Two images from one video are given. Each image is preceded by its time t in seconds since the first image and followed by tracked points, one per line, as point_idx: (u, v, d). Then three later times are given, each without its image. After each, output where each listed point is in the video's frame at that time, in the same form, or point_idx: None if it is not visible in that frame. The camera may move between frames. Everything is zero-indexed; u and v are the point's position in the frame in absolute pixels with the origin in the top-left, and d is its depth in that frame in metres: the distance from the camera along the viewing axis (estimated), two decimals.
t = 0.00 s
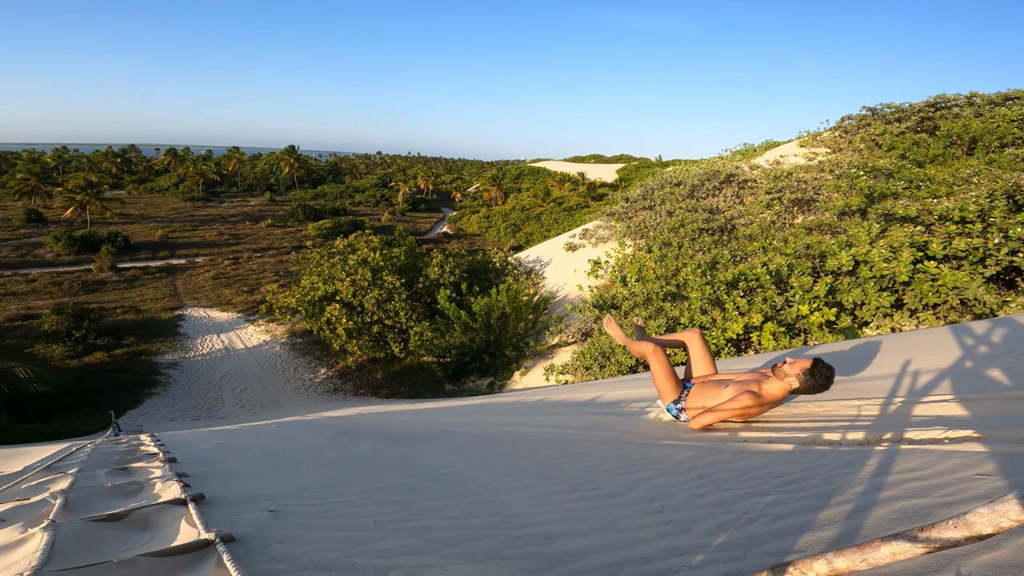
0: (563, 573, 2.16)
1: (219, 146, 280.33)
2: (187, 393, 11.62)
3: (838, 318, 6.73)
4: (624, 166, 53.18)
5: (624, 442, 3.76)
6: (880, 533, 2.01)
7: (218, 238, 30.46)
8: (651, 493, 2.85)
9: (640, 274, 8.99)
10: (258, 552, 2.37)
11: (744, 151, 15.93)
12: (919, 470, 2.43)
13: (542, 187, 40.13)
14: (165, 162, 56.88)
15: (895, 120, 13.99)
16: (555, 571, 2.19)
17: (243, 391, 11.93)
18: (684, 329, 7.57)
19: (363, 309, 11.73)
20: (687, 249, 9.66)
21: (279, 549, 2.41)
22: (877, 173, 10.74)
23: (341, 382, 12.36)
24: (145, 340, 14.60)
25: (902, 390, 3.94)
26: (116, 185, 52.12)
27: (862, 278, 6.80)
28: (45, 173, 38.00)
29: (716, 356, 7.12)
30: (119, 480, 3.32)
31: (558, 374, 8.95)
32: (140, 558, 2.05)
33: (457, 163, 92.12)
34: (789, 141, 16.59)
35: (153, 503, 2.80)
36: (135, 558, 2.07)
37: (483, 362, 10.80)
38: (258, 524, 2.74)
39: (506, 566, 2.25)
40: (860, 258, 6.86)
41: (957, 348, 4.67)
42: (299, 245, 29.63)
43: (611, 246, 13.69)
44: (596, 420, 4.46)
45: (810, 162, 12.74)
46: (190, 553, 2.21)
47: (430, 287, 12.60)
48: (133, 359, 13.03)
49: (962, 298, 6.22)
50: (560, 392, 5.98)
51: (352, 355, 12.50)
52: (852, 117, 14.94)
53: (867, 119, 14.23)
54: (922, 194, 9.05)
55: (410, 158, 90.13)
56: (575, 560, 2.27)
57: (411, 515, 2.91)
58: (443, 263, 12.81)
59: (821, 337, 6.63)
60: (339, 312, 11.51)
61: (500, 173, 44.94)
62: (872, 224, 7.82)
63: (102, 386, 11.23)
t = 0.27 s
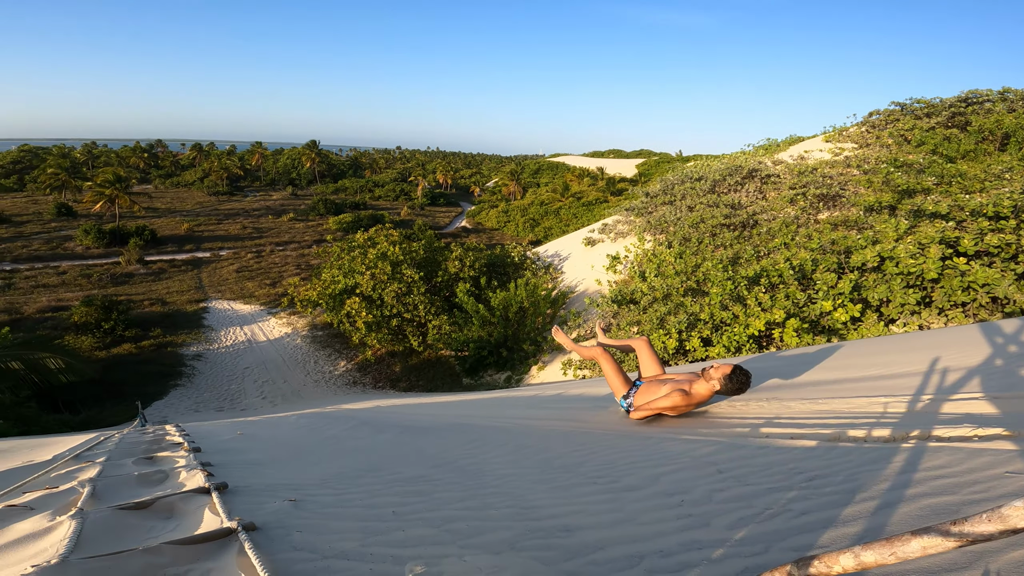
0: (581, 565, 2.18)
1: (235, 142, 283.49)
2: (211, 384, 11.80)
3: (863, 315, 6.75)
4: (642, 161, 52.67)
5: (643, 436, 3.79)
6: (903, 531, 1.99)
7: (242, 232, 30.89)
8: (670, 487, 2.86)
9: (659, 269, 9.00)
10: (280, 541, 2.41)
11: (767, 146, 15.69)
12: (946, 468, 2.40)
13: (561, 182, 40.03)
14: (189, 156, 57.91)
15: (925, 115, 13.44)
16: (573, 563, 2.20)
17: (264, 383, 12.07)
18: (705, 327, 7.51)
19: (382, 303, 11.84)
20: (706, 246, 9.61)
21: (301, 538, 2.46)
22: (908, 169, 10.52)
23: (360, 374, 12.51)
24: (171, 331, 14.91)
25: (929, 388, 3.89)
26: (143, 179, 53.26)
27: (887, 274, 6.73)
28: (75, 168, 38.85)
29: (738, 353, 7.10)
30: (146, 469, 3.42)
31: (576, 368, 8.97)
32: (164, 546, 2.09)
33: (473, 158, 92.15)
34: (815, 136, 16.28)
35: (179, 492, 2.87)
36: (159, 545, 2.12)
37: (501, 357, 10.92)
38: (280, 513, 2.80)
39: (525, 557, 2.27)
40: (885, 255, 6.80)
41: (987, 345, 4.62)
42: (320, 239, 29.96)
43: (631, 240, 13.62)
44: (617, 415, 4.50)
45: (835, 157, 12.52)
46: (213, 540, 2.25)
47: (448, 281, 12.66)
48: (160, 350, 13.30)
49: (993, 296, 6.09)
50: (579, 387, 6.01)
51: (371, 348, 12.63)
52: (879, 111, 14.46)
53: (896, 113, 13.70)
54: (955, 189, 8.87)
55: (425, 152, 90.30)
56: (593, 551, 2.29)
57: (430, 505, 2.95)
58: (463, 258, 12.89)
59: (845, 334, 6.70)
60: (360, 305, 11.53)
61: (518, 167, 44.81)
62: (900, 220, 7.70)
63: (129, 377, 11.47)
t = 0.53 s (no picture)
0: (591, 561, 2.18)
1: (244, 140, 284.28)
2: (221, 380, 11.87)
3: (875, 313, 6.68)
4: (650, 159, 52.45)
5: (652, 433, 3.80)
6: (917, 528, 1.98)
7: (252, 228, 31.05)
8: (681, 483, 2.86)
9: (668, 268, 9.07)
10: (290, 535, 2.42)
11: (778, 144, 15.57)
12: (960, 466, 2.39)
13: (570, 179, 39.96)
14: (201, 154, 58.39)
15: (939, 113, 13.31)
16: (582, 558, 2.20)
17: (273, 379, 12.14)
18: (714, 324, 7.46)
19: (391, 300, 11.89)
20: (716, 244, 9.58)
21: (311, 532, 2.48)
22: (923, 166, 10.42)
23: (369, 371, 12.56)
24: (182, 327, 15.03)
25: (943, 386, 3.86)
26: (154, 177, 53.72)
27: (898, 273, 6.71)
28: (87, 166, 39.18)
29: (747, 351, 7.08)
30: (158, 463, 3.45)
31: (584, 365, 9.20)
32: (177, 539, 2.10)
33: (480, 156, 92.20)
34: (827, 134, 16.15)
35: (191, 486, 2.89)
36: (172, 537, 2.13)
37: (509, 354, 10.94)
38: (290, 507, 2.82)
39: (535, 552, 2.27)
40: (896, 253, 6.82)
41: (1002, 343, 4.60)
42: (330, 236, 30.11)
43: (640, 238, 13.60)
44: (627, 412, 4.52)
45: (847, 155, 12.43)
46: (224, 534, 2.27)
47: (457, 278, 12.71)
48: (171, 346, 13.40)
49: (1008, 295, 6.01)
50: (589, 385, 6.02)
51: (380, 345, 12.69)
52: (891, 109, 14.31)
53: (909, 112, 13.57)
54: (971, 187, 8.80)
55: (433, 150, 90.46)
56: (603, 546, 2.29)
57: (440, 500, 2.96)
58: (472, 254, 12.92)
59: (857, 333, 6.62)
60: (368, 302, 11.62)
61: (527, 165, 44.75)
62: (912, 219, 7.66)
63: (141, 372, 11.56)
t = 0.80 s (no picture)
0: (600, 559, 2.18)
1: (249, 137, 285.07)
2: (230, 377, 11.92)
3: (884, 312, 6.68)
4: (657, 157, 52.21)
5: (661, 432, 3.81)
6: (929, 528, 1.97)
7: (261, 226, 31.16)
8: (690, 482, 2.86)
9: (676, 266, 9.07)
10: (301, 532, 2.44)
11: (788, 142, 15.46)
12: (972, 466, 2.38)
13: (576, 177, 39.88)
14: (209, 152, 58.68)
15: (951, 111, 13.15)
16: (591, 557, 2.20)
17: (280, 376, 12.20)
18: (722, 323, 7.52)
19: (399, 298, 11.92)
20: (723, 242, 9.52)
21: (321, 529, 2.49)
22: (935, 164, 10.32)
23: (376, 368, 12.61)
24: (191, 324, 15.12)
25: (955, 386, 3.85)
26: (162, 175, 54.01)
27: (907, 271, 6.66)
28: (97, 163, 39.38)
29: (755, 349, 7.15)
30: (169, 459, 3.48)
31: (591, 364, 9.20)
32: (188, 536, 2.11)
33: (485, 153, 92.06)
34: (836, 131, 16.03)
35: (202, 483, 2.91)
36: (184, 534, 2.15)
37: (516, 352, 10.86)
38: (300, 504, 2.83)
39: (543, 550, 2.27)
40: (906, 252, 6.77)
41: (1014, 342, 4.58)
42: (337, 233, 30.17)
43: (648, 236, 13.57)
44: (635, 411, 4.53)
45: (858, 153, 12.34)
46: (235, 531, 2.28)
47: (464, 275, 12.74)
48: (181, 343, 13.48)
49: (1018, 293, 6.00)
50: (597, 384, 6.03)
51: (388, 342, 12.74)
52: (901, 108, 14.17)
53: (921, 110, 13.38)
54: (985, 185, 8.73)
55: (438, 147, 90.41)
56: (612, 545, 2.30)
57: (449, 498, 2.97)
58: (479, 252, 12.94)
59: (866, 332, 6.65)
60: (376, 299, 11.69)
61: (534, 162, 44.64)
62: (924, 216, 7.61)
63: (151, 369, 11.64)
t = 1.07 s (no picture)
0: (608, 556, 2.19)
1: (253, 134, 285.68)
2: (239, 374, 11.99)
3: (893, 309, 6.64)
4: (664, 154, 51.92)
5: (669, 429, 3.82)
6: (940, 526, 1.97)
7: (269, 223, 31.27)
8: (699, 479, 2.87)
9: (684, 264, 9.05)
10: (311, 528, 2.45)
11: (797, 139, 15.36)
12: (984, 465, 2.38)
13: (583, 175, 39.76)
14: (217, 150, 58.89)
15: (963, 108, 12.97)
16: (601, 553, 2.21)
17: (288, 373, 12.27)
18: (731, 321, 7.51)
19: (406, 295, 11.96)
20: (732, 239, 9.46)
21: (331, 525, 2.51)
22: (946, 162, 10.22)
23: (384, 365, 12.66)
24: (201, 321, 15.21)
25: (966, 384, 3.84)
26: (171, 172, 54.29)
27: (917, 269, 6.61)
28: (107, 162, 39.60)
29: (764, 347, 7.16)
30: (180, 456, 3.51)
31: (598, 362, 9.19)
32: (201, 532, 2.13)
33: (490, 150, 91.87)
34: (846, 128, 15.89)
35: (213, 479, 2.93)
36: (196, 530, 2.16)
37: (523, 350, 10.69)
38: (310, 500, 2.85)
39: (552, 546, 2.28)
40: (916, 249, 6.73)
41: None
42: (345, 230, 30.24)
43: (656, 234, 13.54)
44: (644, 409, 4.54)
45: (868, 150, 12.25)
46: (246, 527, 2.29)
47: (471, 272, 12.75)
48: (190, 341, 13.56)
49: None
50: (605, 382, 6.05)
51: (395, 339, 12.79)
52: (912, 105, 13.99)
53: (932, 107, 13.11)
54: (997, 182, 8.65)
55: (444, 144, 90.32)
56: (622, 542, 2.31)
57: (458, 494, 2.99)
58: (485, 249, 12.96)
59: (876, 330, 6.62)
60: (384, 296, 11.71)
61: (540, 160, 44.48)
62: (935, 214, 7.56)
63: (161, 365, 11.71)
